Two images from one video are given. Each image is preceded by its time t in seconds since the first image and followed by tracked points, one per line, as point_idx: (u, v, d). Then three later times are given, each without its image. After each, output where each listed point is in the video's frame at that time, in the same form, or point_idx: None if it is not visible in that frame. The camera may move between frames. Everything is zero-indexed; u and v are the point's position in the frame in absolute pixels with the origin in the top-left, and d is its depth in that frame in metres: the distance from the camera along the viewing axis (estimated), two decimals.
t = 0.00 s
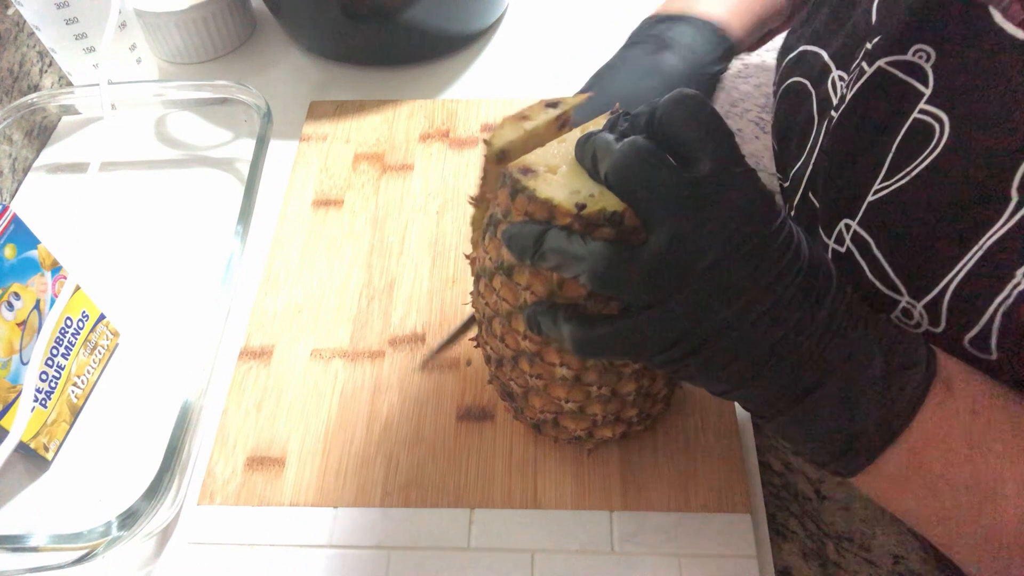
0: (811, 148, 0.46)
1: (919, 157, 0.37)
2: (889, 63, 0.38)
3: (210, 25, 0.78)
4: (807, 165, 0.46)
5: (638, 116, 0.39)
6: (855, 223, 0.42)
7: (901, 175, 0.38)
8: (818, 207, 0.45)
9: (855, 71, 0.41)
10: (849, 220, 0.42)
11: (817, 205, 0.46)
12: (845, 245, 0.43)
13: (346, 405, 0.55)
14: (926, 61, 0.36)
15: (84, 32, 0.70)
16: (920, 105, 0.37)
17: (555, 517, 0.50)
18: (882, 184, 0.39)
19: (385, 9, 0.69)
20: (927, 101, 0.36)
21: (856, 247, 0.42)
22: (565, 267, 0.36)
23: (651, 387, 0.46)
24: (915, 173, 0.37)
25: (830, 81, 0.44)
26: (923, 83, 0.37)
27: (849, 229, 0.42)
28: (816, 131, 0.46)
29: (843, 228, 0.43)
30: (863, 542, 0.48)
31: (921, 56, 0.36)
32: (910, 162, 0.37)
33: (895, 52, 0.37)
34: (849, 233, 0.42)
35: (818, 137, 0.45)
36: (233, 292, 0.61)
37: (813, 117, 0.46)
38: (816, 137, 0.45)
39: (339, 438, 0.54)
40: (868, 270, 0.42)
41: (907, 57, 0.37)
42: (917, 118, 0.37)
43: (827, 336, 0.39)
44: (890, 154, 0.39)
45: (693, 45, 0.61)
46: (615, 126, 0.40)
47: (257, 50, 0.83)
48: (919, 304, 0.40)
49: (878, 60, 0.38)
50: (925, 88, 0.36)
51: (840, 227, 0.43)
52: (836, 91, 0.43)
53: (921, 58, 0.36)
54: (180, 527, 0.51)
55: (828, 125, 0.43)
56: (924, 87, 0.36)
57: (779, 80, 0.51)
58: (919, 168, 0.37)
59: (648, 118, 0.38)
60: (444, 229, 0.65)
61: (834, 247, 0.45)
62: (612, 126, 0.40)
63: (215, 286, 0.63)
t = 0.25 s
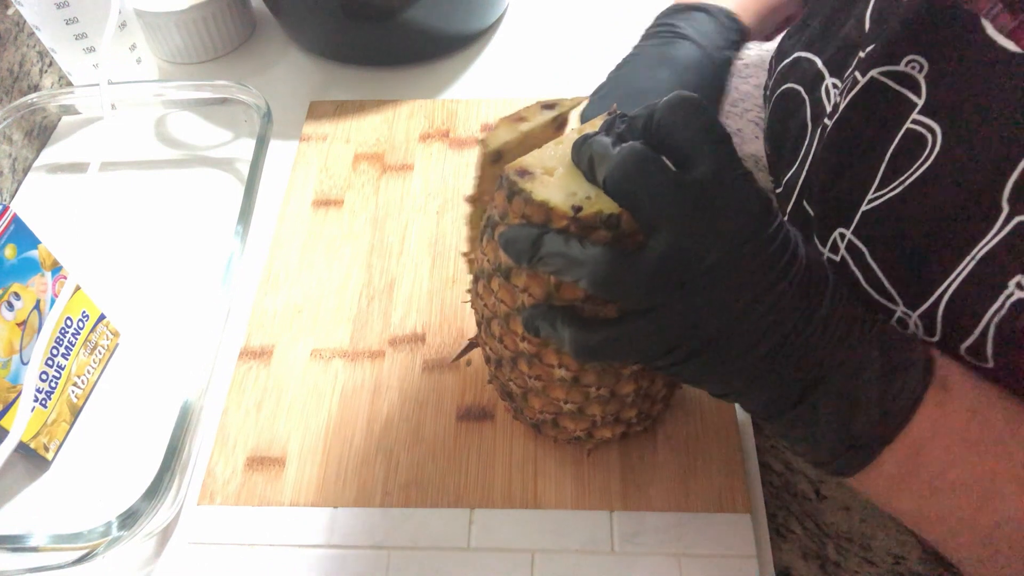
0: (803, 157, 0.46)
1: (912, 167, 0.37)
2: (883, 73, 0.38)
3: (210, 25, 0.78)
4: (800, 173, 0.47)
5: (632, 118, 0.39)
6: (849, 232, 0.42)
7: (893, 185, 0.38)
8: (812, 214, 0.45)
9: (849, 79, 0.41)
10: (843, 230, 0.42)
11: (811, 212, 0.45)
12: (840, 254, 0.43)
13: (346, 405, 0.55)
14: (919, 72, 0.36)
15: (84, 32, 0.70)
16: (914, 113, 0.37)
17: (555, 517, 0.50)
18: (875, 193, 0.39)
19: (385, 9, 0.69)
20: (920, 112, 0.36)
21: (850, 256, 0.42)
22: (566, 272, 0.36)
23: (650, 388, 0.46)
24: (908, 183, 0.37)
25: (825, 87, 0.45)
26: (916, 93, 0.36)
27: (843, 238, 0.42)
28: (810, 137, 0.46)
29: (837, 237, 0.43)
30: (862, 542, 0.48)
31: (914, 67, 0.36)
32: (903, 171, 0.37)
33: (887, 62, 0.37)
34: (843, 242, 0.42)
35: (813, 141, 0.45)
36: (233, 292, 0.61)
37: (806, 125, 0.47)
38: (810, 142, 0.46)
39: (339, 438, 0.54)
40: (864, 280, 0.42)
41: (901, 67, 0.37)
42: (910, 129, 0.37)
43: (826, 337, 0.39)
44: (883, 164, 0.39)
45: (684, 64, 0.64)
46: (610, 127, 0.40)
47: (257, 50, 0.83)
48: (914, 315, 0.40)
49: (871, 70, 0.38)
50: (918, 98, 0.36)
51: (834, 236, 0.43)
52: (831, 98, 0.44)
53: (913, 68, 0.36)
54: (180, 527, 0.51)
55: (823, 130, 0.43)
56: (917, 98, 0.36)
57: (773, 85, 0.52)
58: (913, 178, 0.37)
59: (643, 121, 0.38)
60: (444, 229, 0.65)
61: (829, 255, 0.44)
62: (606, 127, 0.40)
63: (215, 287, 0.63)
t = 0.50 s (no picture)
0: (808, 144, 0.47)
1: (921, 152, 0.37)
2: (893, 59, 0.38)
3: (209, 26, 0.78)
4: (806, 164, 0.47)
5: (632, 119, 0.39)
6: (856, 220, 0.41)
7: (903, 171, 0.38)
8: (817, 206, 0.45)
9: (854, 66, 0.41)
10: (849, 216, 0.42)
11: (817, 202, 0.46)
12: (848, 241, 0.43)
13: (346, 405, 0.55)
14: (930, 56, 0.36)
15: (83, 32, 0.70)
16: (923, 99, 0.37)
17: (556, 516, 0.50)
18: (883, 179, 0.39)
19: (384, 9, 0.69)
20: (930, 98, 0.36)
21: (858, 244, 0.42)
22: (567, 274, 0.36)
23: (650, 387, 0.46)
24: (918, 169, 0.37)
25: (827, 78, 0.44)
26: (926, 79, 0.36)
27: (850, 225, 0.42)
28: (813, 129, 0.46)
29: (844, 225, 0.43)
30: (861, 540, 0.48)
31: (925, 51, 0.36)
32: (913, 156, 0.37)
33: (898, 47, 0.37)
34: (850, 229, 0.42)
35: (816, 134, 0.46)
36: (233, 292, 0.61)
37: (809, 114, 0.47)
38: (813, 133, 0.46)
39: (340, 438, 0.54)
40: (872, 268, 0.42)
41: (911, 52, 0.37)
42: (919, 114, 0.37)
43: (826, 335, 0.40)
44: (892, 150, 0.38)
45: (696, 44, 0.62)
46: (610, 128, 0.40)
47: (256, 50, 0.83)
48: (924, 299, 0.39)
49: (880, 56, 0.38)
50: (928, 83, 0.36)
51: (840, 224, 0.43)
52: (834, 87, 0.44)
53: (924, 53, 0.36)
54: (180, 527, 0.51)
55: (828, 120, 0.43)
56: (927, 83, 0.36)
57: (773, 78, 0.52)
58: (923, 163, 0.37)
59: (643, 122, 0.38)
60: (444, 229, 0.65)
61: (835, 243, 0.44)
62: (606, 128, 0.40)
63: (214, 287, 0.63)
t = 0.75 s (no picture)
0: (815, 146, 0.47)
1: (932, 151, 0.37)
2: (901, 58, 0.38)
3: (209, 26, 0.78)
4: (813, 162, 0.47)
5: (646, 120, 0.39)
6: (864, 219, 0.42)
7: (912, 171, 0.38)
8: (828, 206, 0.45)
9: (864, 66, 0.41)
10: (860, 216, 0.42)
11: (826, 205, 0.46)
12: (856, 241, 0.43)
13: (346, 405, 0.55)
14: (937, 56, 0.36)
15: (83, 32, 0.70)
16: (932, 99, 0.37)
17: (555, 516, 0.50)
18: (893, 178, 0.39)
19: (385, 9, 0.69)
20: (939, 98, 0.36)
21: (866, 241, 0.42)
22: (570, 274, 0.36)
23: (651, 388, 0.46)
24: (928, 168, 0.37)
25: (835, 79, 0.45)
26: (935, 78, 0.37)
27: (859, 225, 0.42)
28: (822, 127, 0.46)
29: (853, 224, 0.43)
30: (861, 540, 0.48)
31: (933, 51, 0.36)
32: (923, 156, 0.37)
33: (907, 48, 0.38)
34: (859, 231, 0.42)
35: (824, 134, 0.46)
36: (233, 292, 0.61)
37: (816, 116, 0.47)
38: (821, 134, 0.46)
39: (340, 438, 0.54)
40: (880, 268, 0.42)
41: (920, 52, 0.37)
42: (929, 113, 0.37)
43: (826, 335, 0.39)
44: (902, 150, 0.39)
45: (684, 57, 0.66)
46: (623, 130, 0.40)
47: (256, 50, 0.83)
48: (933, 299, 0.39)
49: (889, 55, 0.39)
50: (936, 82, 0.36)
51: (849, 224, 0.43)
52: (842, 87, 0.44)
53: (933, 53, 0.37)
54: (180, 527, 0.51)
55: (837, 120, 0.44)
56: (936, 82, 0.37)
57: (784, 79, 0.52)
58: (932, 163, 0.37)
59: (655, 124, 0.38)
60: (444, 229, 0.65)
61: (842, 244, 0.44)
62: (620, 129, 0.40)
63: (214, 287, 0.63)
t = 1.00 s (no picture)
0: (817, 149, 0.46)
1: (936, 155, 0.36)
2: (906, 63, 0.37)
3: (209, 26, 0.78)
4: (812, 167, 0.47)
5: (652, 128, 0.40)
6: (870, 223, 0.40)
7: (917, 173, 0.38)
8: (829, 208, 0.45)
9: (865, 72, 0.41)
10: (864, 220, 0.41)
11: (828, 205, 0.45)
12: (862, 244, 0.41)
13: (345, 405, 0.55)
14: (942, 61, 0.36)
15: (83, 32, 0.70)
16: (936, 104, 0.36)
17: (555, 516, 0.50)
18: (899, 181, 0.39)
19: (385, 9, 0.69)
20: (943, 103, 0.36)
21: (872, 246, 0.41)
22: (530, 264, 0.38)
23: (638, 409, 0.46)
24: (932, 172, 0.37)
25: (838, 84, 0.45)
26: (939, 83, 0.36)
27: (863, 228, 0.41)
28: (822, 131, 0.46)
29: (858, 227, 0.42)
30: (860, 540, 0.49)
31: (937, 56, 0.36)
32: (926, 160, 0.37)
33: (910, 53, 0.37)
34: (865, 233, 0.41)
35: (825, 138, 0.45)
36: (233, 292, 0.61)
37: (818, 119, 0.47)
38: (821, 138, 0.46)
39: (339, 438, 0.54)
40: (885, 267, 0.41)
41: (924, 56, 0.37)
42: (933, 117, 0.36)
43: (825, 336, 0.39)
44: (905, 153, 0.38)
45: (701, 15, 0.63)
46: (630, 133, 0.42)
47: (257, 50, 0.83)
48: (939, 300, 0.38)
49: (893, 60, 0.38)
50: (940, 87, 0.36)
51: (853, 226, 0.42)
52: (842, 94, 0.44)
53: (936, 58, 0.36)
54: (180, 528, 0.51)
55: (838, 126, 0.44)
56: (940, 87, 0.36)
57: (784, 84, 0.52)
58: (937, 167, 0.36)
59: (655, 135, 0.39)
60: (444, 229, 0.65)
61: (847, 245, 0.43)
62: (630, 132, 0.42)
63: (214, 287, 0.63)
